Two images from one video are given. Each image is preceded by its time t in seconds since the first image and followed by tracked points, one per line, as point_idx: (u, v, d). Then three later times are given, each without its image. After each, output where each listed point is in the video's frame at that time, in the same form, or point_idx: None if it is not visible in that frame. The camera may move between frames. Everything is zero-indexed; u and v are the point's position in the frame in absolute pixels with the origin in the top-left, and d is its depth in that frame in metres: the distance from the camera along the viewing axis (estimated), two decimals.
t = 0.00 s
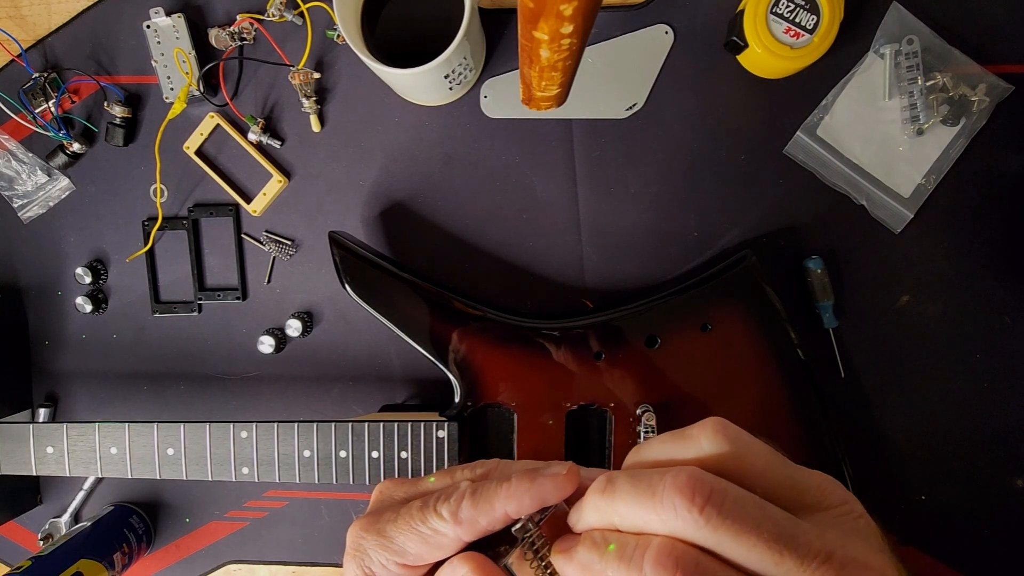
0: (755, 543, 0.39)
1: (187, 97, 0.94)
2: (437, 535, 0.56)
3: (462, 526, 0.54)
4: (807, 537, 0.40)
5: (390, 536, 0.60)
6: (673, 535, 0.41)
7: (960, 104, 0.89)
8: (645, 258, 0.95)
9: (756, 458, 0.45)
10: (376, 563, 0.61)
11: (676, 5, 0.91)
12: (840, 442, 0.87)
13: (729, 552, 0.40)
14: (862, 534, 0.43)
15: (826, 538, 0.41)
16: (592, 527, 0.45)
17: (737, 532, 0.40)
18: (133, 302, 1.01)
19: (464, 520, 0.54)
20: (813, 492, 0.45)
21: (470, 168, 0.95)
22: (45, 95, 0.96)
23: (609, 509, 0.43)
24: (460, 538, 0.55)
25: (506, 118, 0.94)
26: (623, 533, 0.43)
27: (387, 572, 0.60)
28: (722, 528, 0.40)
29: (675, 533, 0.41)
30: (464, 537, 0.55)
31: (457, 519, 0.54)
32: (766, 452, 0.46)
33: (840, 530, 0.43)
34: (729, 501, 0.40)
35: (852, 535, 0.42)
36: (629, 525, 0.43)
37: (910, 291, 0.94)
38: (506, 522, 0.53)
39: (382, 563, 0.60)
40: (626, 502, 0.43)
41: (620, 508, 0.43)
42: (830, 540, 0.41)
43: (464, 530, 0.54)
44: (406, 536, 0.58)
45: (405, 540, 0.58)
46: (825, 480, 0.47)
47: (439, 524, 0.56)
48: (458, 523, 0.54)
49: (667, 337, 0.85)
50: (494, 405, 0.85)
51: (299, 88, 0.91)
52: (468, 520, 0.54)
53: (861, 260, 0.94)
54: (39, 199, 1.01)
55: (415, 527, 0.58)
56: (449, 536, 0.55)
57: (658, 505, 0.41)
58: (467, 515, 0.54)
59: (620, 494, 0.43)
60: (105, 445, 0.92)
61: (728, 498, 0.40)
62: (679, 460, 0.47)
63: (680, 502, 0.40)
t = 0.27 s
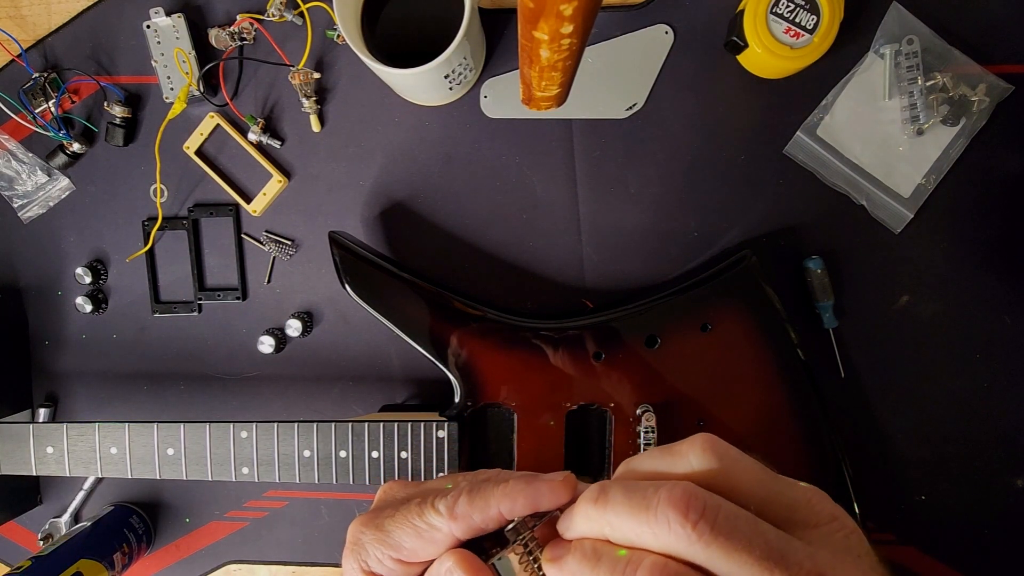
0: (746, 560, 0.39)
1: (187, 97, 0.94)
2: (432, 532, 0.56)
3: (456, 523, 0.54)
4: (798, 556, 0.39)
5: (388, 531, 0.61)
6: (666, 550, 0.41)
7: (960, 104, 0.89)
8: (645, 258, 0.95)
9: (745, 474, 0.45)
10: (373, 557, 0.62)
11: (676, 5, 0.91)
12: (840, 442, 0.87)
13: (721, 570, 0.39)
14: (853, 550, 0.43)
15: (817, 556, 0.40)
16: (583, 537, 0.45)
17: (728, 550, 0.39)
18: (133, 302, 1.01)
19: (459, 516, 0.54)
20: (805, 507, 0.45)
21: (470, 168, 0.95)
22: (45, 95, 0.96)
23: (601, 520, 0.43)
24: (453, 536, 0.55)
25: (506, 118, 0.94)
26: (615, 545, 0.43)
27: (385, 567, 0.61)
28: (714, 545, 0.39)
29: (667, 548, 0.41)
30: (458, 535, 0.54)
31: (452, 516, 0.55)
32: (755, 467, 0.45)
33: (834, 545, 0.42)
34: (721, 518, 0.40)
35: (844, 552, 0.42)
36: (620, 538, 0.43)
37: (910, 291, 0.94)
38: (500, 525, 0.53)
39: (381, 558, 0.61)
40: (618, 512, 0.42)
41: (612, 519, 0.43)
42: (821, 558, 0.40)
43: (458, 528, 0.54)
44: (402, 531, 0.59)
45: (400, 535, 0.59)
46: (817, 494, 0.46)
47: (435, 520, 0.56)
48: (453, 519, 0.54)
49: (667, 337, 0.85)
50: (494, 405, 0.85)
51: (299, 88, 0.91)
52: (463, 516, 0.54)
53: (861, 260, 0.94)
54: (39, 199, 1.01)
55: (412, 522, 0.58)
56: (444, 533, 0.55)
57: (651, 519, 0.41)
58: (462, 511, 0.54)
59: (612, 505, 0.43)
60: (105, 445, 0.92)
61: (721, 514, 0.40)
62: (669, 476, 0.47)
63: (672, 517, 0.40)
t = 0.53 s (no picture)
0: (741, 558, 0.39)
1: (187, 97, 0.94)
2: (432, 535, 0.57)
3: (456, 524, 0.55)
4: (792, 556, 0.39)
5: (389, 531, 0.61)
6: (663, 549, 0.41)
7: (960, 104, 0.89)
8: (645, 258, 0.95)
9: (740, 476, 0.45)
10: (373, 556, 0.62)
11: (676, 5, 0.91)
12: (840, 442, 0.87)
13: (717, 569, 0.39)
14: (848, 553, 0.42)
15: (811, 558, 0.40)
16: (582, 536, 0.45)
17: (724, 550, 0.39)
18: (133, 301, 1.01)
19: (459, 518, 0.55)
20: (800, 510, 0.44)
21: (470, 168, 0.95)
22: (45, 95, 0.96)
23: (598, 518, 0.43)
24: (453, 539, 0.55)
25: (506, 118, 0.94)
26: (612, 544, 0.43)
27: (384, 566, 0.62)
28: (710, 544, 0.39)
29: (664, 548, 0.40)
30: (458, 537, 0.55)
31: (453, 518, 0.55)
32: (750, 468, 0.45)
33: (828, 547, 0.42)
34: (717, 517, 0.40)
35: (839, 555, 0.41)
36: (618, 537, 0.42)
37: (910, 291, 0.94)
38: (500, 528, 0.53)
39: (381, 557, 0.62)
40: (616, 511, 0.42)
41: (609, 517, 0.43)
42: (816, 560, 0.40)
43: (457, 530, 0.55)
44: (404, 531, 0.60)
45: (402, 535, 0.60)
46: (812, 497, 0.46)
47: (435, 522, 0.57)
48: (453, 521, 0.55)
49: (667, 337, 0.84)
50: (494, 405, 0.85)
51: (299, 88, 0.91)
52: (463, 518, 0.54)
53: (861, 260, 0.94)
54: (39, 199, 1.01)
55: (413, 523, 0.59)
56: (444, 535, 0.56)
57: (647, 517, 0.41)
58: (463, 513, 0.55)
59: (610, 504, 0.43)
60: (105, 444, 0.92)
61: (717, 513, 0.40)
62: (665, 475, 0.47)
63: (669, 516, 0.40)
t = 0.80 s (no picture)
0: (746, 544, 0.39)
1: (187, 97, 0.94)
2: (433, 548, 0.56)
3: (456, 535, 0.54)
4: (796, 543, 0.39)
5: (388, 554, 0.60)
6: (671, 532, 0.41)
7: (960, 104, 0.89)
8: (645, 258, 0.95)
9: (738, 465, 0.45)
10: None
11: (676, 5, 0.91)
12: (840, 442, 0.87)
13: (723, 553, 0.39)
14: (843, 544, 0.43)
15: (813, 545, 0.40)
16: (587, 519, 0.45)
17: (729, 532, 0.39)
18: (133, 301, 1.01)
19: (458, 529, 0.54)
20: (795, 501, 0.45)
21: (470, 168, 0.95)
22: (45, 95, 0.96)
23: (604, 502, 0.44)
24: (456, 546, 0.55)
25: (506, 118, 0.94)
26: (618, 528, 0.43)
27: None
28: (717, 527, 0.39)
29: (672, 530, 0.41)
30: (459, 544, 0.55)
31: (451, 530, 0.55)
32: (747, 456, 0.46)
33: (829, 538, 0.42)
34: (725, 502, 0.40)
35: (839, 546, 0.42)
36: (624, 520, 0.43)
37: (910, 291, 0.94)
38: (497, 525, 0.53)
39: None
40: (624, 495, 0.43)
41: (618, 502, 0.43)
42: (815, 547, 0.40)
43: (459, 539, 0.55)
44: (404, 550, 0.59)
45: (402, 556, 0.59)
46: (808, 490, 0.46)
47: (433, 536, 0.56)
48: (452, 532, 0.55)
49: (668, 337, 0.85)
50: (494, 406, 0.85)
51: (299, 88, 0.90)
52: (461, 528, 0.54)
53: (861, 260, 0.94)
54: (39, 199, 1.00)
55: (411, 542, 0.58)
56: (445, 545, 0.56)
57: (656, 501, 0.41)
58: (459, 522, 0.54)
59: (618, 488, 0.43)
60: (105, 445, 0.92)
61: (724, 498, 0.40)
62: (670, 462, 0.47)
63: (677, 499, 0.40)
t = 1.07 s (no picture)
0: None
1: (187, 97, 0.94)
2: (422, 567, 0.57)
3: (445, 555, 0.54)
4: None
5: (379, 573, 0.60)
6: (704, 565, 0.41)
7: (960, 104, 0.89)
8: (645, 258, 0.95)
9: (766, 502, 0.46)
10: None
11: (676, 5, 0.91)
12: (840, 442, 0.87)
13: None
14: None
15: None
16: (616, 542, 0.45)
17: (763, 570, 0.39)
18: (133, 301, 1.01)
19: (447, 549, 0.54)
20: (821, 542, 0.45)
21: (470, 168, 0.95)
22: (45, 95, 0.96)
23: (637, 528, 0.44)
24: (447, 565, 0.55)
25: (506, 118, 0.94)
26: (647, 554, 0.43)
27: None
28: (751, 565, 0.39)
29: (704, 564, 0.41)
30: (449, 563, 0.55)
31: (440, 550, 0.55)
32: (776, 495, 0.47)
33: None
34: (762, 542, 0.40)
35: None
36: (656, 549, 0.43)
37: (910, 291, 0.94)
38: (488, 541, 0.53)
39: None
40: (658, 524, 0.43)
41: (651, 529, 0.43)
42: None
43: (448, 558, 0.54)
44: (395, 569, 0.59)
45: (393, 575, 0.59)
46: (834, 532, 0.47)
47: (422, 556, 0.56)
48: (441, 551, 0.55)
49: (668, 337, 0.84)
50: (494, 406, 0.85)
51: (299, 88, 0.90)
52: (450, 547, 0.54)
53: (861, 260, 0.94)
54: (39, 199, 1.01)
55: (401, 562, 0.58)
56: (435, 564, 0.56)
57: (692, 535, 0.41)
58: (449, 541, 0.54)
59: (653, 515, 0.43)
60: (105, 445, 0.92)
61: (762, 540, 0.40)
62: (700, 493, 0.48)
63: (714, 536, 0.40)
